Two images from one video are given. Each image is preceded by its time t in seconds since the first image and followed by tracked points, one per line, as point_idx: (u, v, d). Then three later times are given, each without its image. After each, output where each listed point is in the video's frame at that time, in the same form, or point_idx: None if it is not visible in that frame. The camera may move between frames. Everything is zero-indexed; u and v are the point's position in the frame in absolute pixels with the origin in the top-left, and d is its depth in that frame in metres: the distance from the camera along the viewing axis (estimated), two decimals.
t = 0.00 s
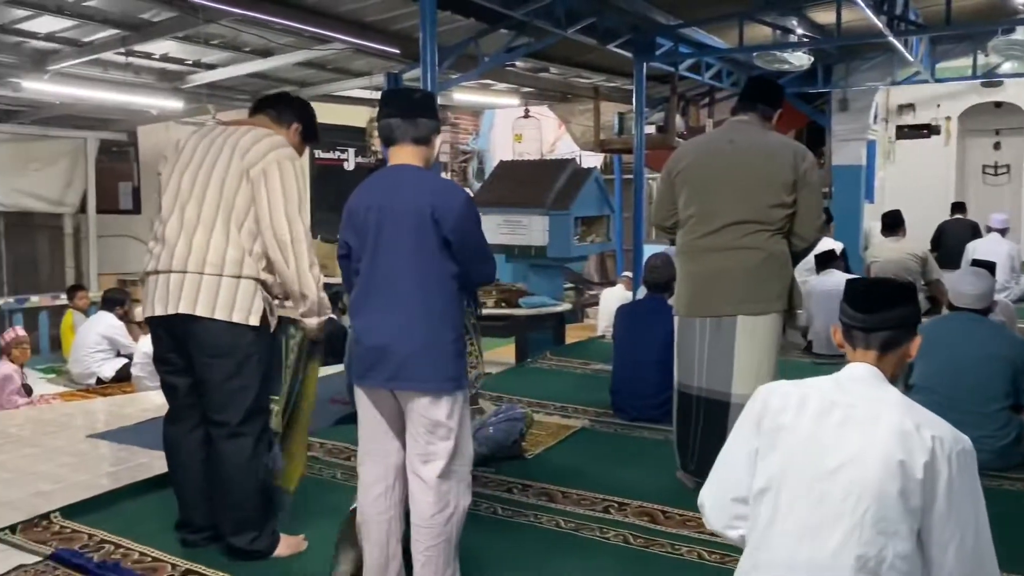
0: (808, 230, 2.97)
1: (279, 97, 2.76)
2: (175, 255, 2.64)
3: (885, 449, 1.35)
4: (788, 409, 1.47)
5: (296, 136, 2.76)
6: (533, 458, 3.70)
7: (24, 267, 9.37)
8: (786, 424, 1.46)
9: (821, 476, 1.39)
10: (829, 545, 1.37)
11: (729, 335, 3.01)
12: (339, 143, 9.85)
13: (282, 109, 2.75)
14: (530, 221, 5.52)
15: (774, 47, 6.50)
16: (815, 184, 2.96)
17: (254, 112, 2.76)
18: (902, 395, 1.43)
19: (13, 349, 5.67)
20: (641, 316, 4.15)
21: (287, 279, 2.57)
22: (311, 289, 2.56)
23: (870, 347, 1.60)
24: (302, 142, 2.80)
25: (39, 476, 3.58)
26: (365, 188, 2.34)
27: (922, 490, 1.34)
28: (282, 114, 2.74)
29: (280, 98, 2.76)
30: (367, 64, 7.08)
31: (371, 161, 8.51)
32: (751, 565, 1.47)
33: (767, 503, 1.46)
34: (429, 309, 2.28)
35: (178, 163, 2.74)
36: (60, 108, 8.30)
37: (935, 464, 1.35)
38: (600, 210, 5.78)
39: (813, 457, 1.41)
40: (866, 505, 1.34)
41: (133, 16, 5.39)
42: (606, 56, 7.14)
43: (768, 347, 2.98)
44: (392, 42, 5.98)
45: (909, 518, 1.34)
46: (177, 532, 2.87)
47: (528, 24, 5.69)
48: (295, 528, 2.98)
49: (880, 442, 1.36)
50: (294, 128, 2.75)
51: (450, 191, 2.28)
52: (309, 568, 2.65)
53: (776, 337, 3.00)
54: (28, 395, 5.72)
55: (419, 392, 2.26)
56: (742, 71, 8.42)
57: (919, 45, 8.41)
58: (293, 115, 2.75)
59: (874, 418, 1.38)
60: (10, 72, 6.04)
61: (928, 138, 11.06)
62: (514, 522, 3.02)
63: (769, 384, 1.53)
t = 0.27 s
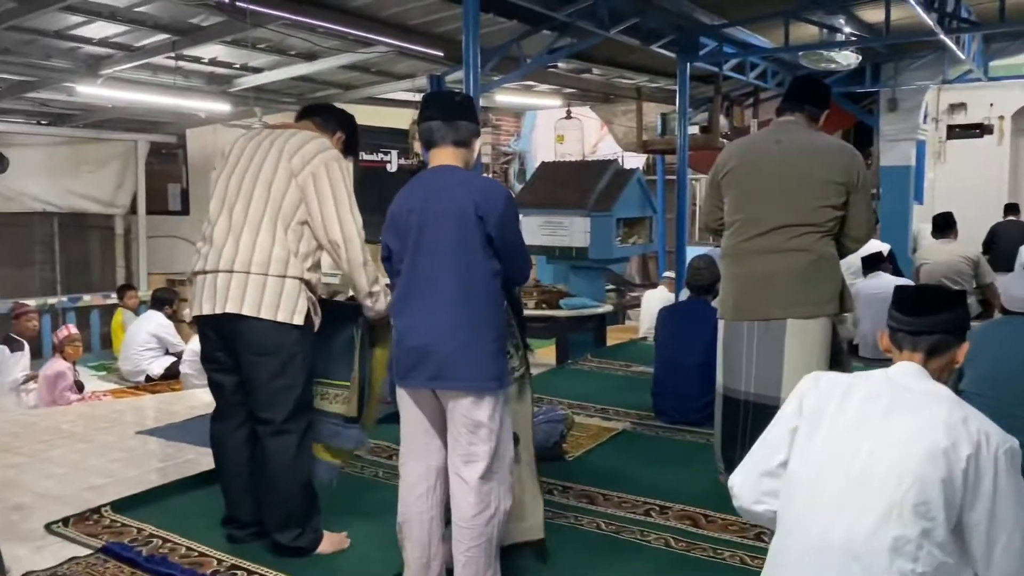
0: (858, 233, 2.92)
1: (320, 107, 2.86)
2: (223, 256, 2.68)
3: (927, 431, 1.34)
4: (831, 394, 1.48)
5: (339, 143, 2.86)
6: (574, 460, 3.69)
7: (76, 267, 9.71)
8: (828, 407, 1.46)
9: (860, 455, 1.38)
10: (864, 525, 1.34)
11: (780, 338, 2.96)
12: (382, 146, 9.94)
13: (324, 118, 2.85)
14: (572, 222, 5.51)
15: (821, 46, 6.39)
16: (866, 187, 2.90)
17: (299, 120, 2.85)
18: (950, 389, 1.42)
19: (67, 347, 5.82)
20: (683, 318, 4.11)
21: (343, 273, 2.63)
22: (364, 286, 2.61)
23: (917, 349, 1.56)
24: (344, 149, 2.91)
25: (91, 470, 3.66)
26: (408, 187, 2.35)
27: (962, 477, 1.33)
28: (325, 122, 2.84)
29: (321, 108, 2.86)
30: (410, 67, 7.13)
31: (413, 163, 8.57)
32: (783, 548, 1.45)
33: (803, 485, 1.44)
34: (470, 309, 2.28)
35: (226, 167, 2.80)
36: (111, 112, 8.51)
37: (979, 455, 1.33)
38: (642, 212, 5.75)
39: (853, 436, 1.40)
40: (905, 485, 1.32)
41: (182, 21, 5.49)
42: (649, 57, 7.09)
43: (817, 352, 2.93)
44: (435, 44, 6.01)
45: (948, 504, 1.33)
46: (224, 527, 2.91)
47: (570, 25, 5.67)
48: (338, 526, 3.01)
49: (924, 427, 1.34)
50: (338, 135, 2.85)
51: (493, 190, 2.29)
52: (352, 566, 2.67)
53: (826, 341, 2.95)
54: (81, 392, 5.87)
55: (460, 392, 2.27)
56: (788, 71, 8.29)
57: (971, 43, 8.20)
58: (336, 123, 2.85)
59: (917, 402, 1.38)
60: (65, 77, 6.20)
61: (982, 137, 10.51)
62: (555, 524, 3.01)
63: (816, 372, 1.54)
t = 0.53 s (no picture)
0: (904, 233, 2.86)
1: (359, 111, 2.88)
2: (267, 255, 2.71)
3: (976, 361, 1.49)
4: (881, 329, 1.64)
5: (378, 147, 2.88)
6: (612, 463, 3.67)
7: (124, 266, 10.01)
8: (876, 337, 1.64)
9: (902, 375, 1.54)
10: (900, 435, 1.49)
11: (825, 342, 2.94)
12: (421, 148, 9.99)
13: (365, 122, 2.87)
14: (611, 223, 5.48)
15: (866, 45, 6.27)
16: (912, 186, 2.85)
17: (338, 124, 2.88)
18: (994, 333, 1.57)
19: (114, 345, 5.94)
20: (724, 320, 4.07)
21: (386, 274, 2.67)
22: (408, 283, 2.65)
23: (969, 302, 1.69)
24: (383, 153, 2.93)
25: (137, 467, 3.74)
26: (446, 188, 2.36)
27: (1003, 407, 1.48)
28: (364, 126, 2.86)
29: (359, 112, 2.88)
30: (450, 69, 7.15)
31: (453, 164, 8.61)
32: (822, 450, 1.61)
33: (845, 402, 1.60)
34: (507, 309, 2.28)
35: (271, 171, 2.84)
36: (157, 116, 8.69)
37: (1014, 388, 1.49)
38: (682, 213, 5.69)
39: (898, 360, 1.56)
40: (945, 403, 1.47)
41: (227, 25, 5.59)
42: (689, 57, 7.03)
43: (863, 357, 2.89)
44: (475, 46, 6.02)
45: (987, 429, 1.48)
46: (266, 525, 2.95)
47: (610, 26, 5.64)
48: (378, 524, 3.03)
49: (969, 359, 1.50)
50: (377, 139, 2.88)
51: (529, 189, 2.28)
52: (391, 565, 2.69)
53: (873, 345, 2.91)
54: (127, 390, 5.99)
55: (497, 391, 2.26)
56: (832, 70, 8.15)
57: None
58: (375, 127, 2.87)
59: (966, 337, 1.53)
60: (114, 81, 6.35)
61: None
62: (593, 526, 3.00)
63: (867, 314, 1.72)
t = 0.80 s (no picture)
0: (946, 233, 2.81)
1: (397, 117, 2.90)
2: (306, 254, 2.73)
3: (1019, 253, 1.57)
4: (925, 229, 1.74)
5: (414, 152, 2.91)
6: (647, 465, 3.65)
7: (166, 266, 10.21)
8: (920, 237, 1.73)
9: (946, 267, 1.64)
10: (943, 318, 1.60)
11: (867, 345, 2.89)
12: (457, 149, 10.03)
13: (403, 127, 2.90)
14: (648, 224, 5.45)
15: (908, 44, 6.15)
16: (955, 184, 2.79)
17: (376, 128, 2.90)
18: None
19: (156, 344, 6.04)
20: (762, 323, 4.02)
21: (407, 280, 2.67)
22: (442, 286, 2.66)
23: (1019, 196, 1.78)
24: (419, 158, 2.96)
25: (177, 464, 3.80)
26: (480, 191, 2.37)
27: None
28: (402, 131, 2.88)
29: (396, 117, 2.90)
30: (485, 71, 7.17)
31: (489, 165, 8.63)
32: (870, 350, 1.71)
33: (892, 295, 1.71)
34: (541, 310, 2.27)
35: (312, 172, 2.87)
36: (198, 118, 8.84)
37: None
38: (720, 214, 5.64)
39: (944, 253, 1.66)
40: (988, 289, 1.56)
41: (266, 29, 5.67)
42: (727, 57, 6.96)
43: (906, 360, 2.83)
44: (511, 48, 6.03)
45: None
46: (303, 522, 2.98)
47: (647, 26, 5.61)
48: (413, 523, 3.05)
49: (1011, 250, 1.58)
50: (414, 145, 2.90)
51: (562, 189, 2.27)
52: (425, 564, 2.70)
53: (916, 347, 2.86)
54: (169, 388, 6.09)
55: (531, 391, 2.26)
56: (873, 69, 8.02)
57: None
58: (411, 132, 2.89)
59: (1008, 231, 1.62)
60: (156, 85, 6.47)
61: None
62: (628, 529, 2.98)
63: (912, 220, 1.81)
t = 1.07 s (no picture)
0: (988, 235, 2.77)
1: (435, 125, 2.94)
2: (341, 253, 2.76)
3: None
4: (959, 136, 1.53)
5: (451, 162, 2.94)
6: (681, 468, 3.62)
7: (204, 266, 10.39)
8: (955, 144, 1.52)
9: (989, 169, 1.42)
10: (996, 227, 1.38)
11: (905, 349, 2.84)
12: (490, 150, 10.06)
13: (440, 134, 2.93)
14: (683, 225, 5.41)
15: (950, 43, 6.04)
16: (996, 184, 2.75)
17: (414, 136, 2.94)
18: None
19: (197, 344, 6.14)
20: (797, 325, 3.98)
21: (438, 281, 2.68)
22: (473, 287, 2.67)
23: None
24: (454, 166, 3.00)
25: (214, 461, 3.85)
26: (514, 193, 2.38)
27: None
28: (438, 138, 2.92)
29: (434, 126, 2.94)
30: (519, 72, 7.17)
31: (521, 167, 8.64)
32: (911, 287, 1.50)
33: (928, 222, 1.50)
34: (573, 312, 2.26)
35: (350, 174, 2.92)
36: (236, 121, 8.97)
37: None
38: (756, 216, 5.58)
39: (981, 166, 1.43)
40: None
41: (303, 32, 5.73)
42: (764, 56, 6.89)
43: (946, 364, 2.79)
44: (545, 49, 6.02)
45: None
46: (338, 520, 3.01)
47: (682, 26, 5.57)
48: (446, 523, 3.06)
49: None
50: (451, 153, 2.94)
51: (596, 191, 2.26)
52: (459, 564, 2.71)
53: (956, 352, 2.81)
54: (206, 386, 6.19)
55: (562, 393, 2.26)
56: (913, 68, 7.88)
57: None
58: (448, 142, 2.94)
59: None
60: (195, 88, 6.57)
61: None
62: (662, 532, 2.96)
63: (938, 136, 1.59)
